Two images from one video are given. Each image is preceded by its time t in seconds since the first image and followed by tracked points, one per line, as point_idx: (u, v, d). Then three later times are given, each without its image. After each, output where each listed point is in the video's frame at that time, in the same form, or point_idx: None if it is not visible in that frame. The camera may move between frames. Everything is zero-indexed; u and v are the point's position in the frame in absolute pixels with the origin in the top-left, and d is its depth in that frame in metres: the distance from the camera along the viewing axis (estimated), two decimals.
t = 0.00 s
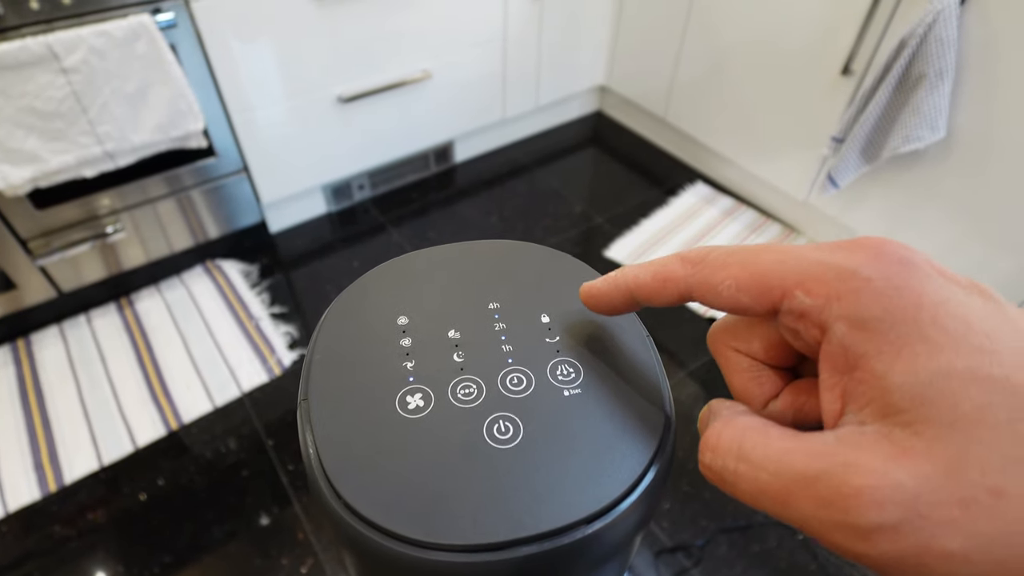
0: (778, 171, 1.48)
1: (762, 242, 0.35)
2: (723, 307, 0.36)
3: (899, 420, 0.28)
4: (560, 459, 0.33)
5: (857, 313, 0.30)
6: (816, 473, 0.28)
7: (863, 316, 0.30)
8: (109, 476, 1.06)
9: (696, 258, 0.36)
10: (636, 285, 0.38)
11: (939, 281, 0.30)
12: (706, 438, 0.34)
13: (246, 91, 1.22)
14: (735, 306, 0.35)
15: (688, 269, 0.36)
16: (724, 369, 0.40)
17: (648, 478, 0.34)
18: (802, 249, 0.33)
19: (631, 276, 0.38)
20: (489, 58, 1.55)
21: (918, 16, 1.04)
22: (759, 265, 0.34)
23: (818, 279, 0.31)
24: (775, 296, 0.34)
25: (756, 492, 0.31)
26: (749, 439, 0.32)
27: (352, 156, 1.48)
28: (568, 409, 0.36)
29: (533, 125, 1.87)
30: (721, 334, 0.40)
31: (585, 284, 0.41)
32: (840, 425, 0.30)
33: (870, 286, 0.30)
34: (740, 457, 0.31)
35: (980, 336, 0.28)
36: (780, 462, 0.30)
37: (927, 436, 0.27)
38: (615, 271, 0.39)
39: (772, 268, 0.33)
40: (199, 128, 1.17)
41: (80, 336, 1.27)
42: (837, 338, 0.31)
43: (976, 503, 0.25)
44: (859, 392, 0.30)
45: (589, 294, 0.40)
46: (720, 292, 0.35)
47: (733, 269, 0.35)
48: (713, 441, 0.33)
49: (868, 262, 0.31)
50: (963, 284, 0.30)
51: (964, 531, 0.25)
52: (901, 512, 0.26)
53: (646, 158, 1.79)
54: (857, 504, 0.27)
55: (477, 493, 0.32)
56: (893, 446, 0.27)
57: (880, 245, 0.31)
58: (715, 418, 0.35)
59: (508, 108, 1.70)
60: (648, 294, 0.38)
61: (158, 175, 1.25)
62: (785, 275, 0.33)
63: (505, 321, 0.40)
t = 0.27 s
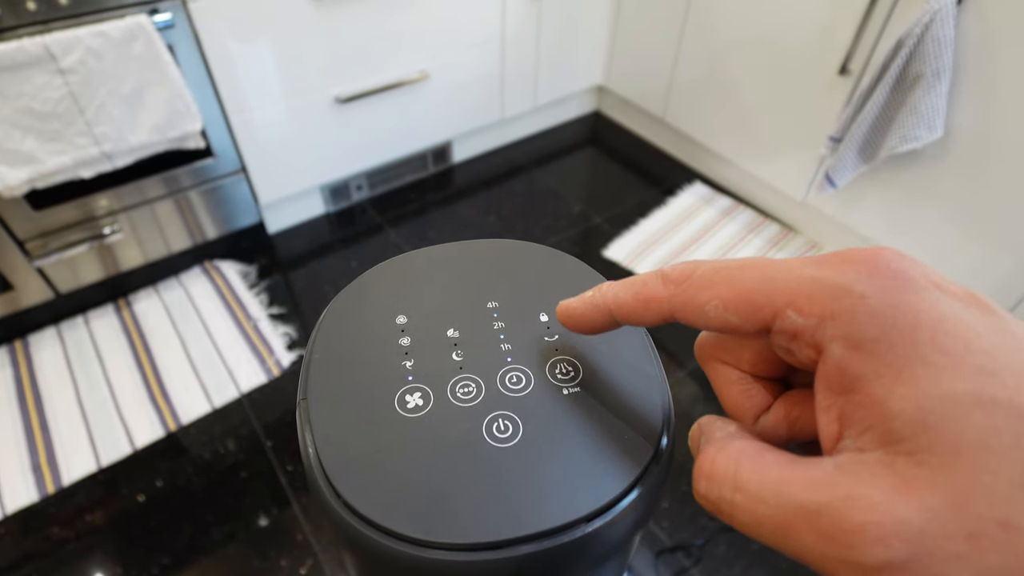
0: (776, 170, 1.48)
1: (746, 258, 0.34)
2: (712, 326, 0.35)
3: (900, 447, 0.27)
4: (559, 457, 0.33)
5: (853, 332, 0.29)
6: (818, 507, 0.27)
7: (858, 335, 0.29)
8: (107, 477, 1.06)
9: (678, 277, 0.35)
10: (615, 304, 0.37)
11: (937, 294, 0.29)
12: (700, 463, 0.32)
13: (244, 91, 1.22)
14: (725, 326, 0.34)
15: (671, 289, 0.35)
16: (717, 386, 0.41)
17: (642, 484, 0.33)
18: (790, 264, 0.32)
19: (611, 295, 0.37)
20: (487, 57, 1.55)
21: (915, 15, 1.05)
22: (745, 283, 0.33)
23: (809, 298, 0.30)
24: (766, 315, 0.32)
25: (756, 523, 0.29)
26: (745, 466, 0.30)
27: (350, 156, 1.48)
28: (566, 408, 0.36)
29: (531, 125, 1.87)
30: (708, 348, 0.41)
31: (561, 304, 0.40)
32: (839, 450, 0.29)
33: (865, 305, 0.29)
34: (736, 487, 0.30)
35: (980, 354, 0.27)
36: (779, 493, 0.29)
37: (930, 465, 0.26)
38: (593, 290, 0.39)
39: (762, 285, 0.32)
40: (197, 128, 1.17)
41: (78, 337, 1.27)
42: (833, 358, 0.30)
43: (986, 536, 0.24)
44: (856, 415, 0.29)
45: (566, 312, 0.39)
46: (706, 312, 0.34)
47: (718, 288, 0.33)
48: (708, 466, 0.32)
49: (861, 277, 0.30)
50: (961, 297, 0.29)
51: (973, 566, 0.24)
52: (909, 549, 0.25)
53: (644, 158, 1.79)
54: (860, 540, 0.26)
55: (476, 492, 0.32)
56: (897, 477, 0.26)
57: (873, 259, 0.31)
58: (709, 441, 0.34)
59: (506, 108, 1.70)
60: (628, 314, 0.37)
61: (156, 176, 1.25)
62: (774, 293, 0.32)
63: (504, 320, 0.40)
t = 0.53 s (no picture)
0: (774, 170, 1.48)
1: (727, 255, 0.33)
2: (696, 323, 0.34)
3: (876, 440, 0.26)
4: (563, 458, 0.34)
5: (831, 327, 0.28)
6: (794, 499, 0.26)
7: (836, 330, 0.28)
8: (106, 480, 1.06)
9: (664, 273, 0.34)
10: (607, 302, 0.37)
11: (915, 291, 0.28)
12: (678, 456, 0.31)
13: (242, 92, 1.22)
14: (710, 322, 0.33)
15: (657, 284, 0.34)
16: (700, 383, 0.38)
17: (645, 484, 0.34)
18: (768, 261, 0.31)
19: (601, 294, 0.37)
20: (485, 59, 1.55)
21: (913, 15, 1.05)
22: (727, 278, 0.32)
23: (788, 291, 0.30)
24: (745, 311, 0.31)
25: (731, 518, 0.28)
26: (722, 458, 0.29)
27: (349, 158, 1.48)
28: (570, 409, 0.36)
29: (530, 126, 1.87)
30: (695, 347, 0.38)
31: (558, 302, 0.40)
32: (816, 445, 0.28)
33: (843, 300, 0.28)
34: (713, 479, 0.29)
35: (956, 351, 0.26)
36: (755, 485, 0.27)
37: (905, 458, 0.25)
38: (587, 288, 0.38)
39: (742, 281, 0.31)
40: (196, 130, 1.17)
41: (77, 339, 1.27)
42: (810, 353, 0.29)
43: (960, 528, 0.23)
44: (833, 410, 0.28)
45: (560, 310, 0.39)
46: (691, 308, 0.33)
47: (701, 283, 0.33)
48: (686, 459, 0.31)
49: (838, 272, 0.29)
50: (940, 294, 0.29)
51: (945, 559, 0.23)
52: (882, 540, 0.24)
53: (642, 159, 1.79)
54: (833, 532, 0.25)
55: (480, 494, 0.32)
56: (872, 469, 0.25)
57: (851, 256, 0.30)
58: (687, 434, 0.32)
59: (504, 109, 1.70)
60: (619, 311, 0.36)
61: (155, 178, 1.25)
62: (754, 287, 0.31)
63: (506, 322, 0.41)
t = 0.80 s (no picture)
0: (772, 170, 1.48)
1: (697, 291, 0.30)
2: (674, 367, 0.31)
3: (865, 495, 0.22)
4: (569, 462, 0.34)
5: (816, 370, 0.25)
6: (784, 558, 0.23)
7: (821, 374, 0.25)
8: (104, 482, 1.06)
9: (634, 317, 0.31)
10: (579, 350, 0.34)
11: (894, 321, 0.25)
12: (663, 507, 0.29)
13: (239, 93, 1.22)
14: (688, 367, 0.30)
15: (627, 331, 0.32)
16: (683, 411, 0.34)
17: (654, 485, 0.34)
18: (740, 296, 0.28)
19: (570, 341, 0.35)
20: (483, 59, 1.55)
21: (910, 15, 1.05)
22: (699, 321, 0.29)
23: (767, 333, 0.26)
24: (723, 355, 0.28)
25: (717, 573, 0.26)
26: (707, 509, 0.27)
27: (348, 158, 1.48)
28: (574, 413, 0.36)
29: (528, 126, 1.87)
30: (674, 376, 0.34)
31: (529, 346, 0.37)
32: (801, 493, 0.25)
33: (824, 340, 0.25)
34: (698, 535, 0.26)
35: (941, 392, 0.23)
36: (742, 543, 0.25)
37: (896, 513, 0.21)
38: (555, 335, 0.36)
39: (719, 323, 0.28)
40: (193, 131, 1.16)
41: (74, 341, 1.27)
42: (796, 399, 0.26)
43: None
44: (819, 459, 0.24)
45: (530, 358, 0.36)
46: (667, 354, 0.30)
47: (674, 327, 0.29)
48: (670, 510, 0.28)
49: (819, 310, 0.26)
50: (920, 323, 0.25)
51: None
52: None
53: (640, 158, 1.79)
54: None
55: (484, 501, 0.32)
56: (862, 527, 0.22)
57: (827, 287, 0.26)
58: (673, 483, 0.30)
59: (502, 108, 1.69)
60: (592, 357, 0.34)
61: (152, 179, 1.25)
62: (729, 330, 0.28)
63: (508, 325, 0.40)
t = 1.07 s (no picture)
0: (771, 167, 1.48)
1: (694, 303, 0.30)
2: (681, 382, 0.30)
3: (874, 495, 0.23)
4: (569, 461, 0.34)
5: (826, 370, 0.26)
6: (787, 559, 0.24)
7: (832, 373, 0.25)
8: (103, 482, 1.05)
9: (630, 340, 0.31)
10: (577, 381, 0.33)
11: (907, 315, 0.26)
12: (661, 503, 0.29)
13: (236, 92, 1.21)
14: (697, 381, 0.30)
15: (627, 355, 0.31)
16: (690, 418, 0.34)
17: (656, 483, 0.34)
18: (745, 299, 0.28)
19: (566, 372, 0.33)
20: (481, 57, 1.54)
21: (909, 12, 1.05)
22: (703, 336, 0.28)
23: (774, 336, 0.27)
24: (731, 363, 0.28)
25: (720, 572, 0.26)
26: (707, 507, 0.27)
27: (345, 157, 1.48)
28: (575, 411, 0.36)
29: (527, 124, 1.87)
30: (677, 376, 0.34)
31: (520, 387, 0.35)
32: (806, 491, 0.25)
33: (833, 338, 0.26)
34: (697, 532, 0.27)
35: (956, 388, 0.23)
36: (742, 540, 0.25)
37: (905, 516, 0.22)
38: (548, 366, 0.35)
39: (723, 334, 0.28)
40: (191, 130, 1.16)
41: (71, 341, 1.26)
42: (804, 399, 0.26)
43: None
44: (826, 457, 0.25)
45: (525, 397, 0.35)
46: (673, 372, 0.29)
47: (676, 344, 0.29)
48: (668, 506, 0.29)
49: (826, 307, 0.26)
50: (931, 316, 0.26)
51: None
52: None
53: (639, 156, 1.79)
54: None
55: (485, 499, 0.32)
56: (868, 526, 0.23)
57: (834, 283, 0.27)
58: (672, 479, 0.30)
59: (501, 106, 1.69)
60: (590, 384, 0.33)
61: (149, 179, 1.24)
62: (735, 339, 0.28)
63: (508, 322, 0.40)
